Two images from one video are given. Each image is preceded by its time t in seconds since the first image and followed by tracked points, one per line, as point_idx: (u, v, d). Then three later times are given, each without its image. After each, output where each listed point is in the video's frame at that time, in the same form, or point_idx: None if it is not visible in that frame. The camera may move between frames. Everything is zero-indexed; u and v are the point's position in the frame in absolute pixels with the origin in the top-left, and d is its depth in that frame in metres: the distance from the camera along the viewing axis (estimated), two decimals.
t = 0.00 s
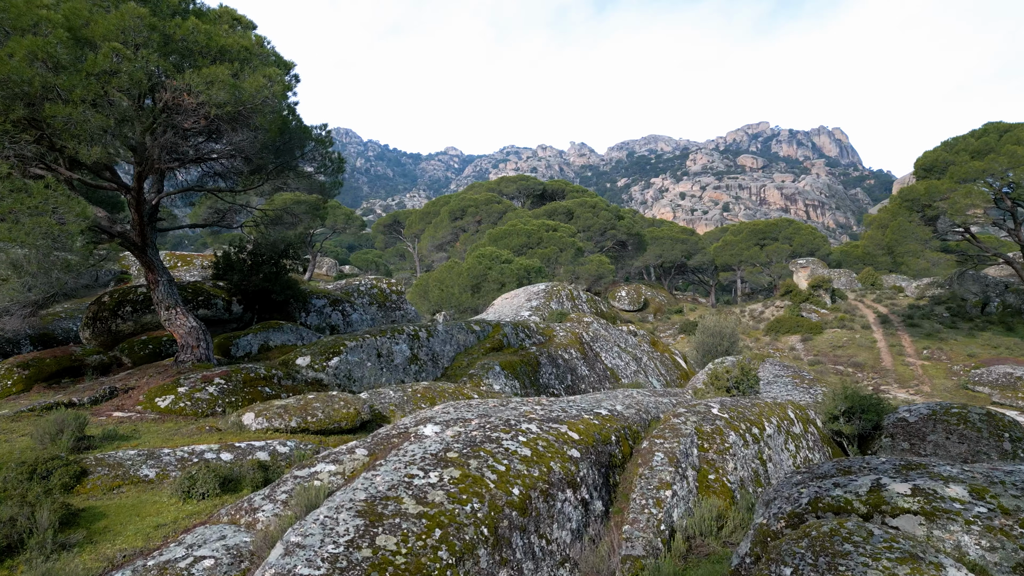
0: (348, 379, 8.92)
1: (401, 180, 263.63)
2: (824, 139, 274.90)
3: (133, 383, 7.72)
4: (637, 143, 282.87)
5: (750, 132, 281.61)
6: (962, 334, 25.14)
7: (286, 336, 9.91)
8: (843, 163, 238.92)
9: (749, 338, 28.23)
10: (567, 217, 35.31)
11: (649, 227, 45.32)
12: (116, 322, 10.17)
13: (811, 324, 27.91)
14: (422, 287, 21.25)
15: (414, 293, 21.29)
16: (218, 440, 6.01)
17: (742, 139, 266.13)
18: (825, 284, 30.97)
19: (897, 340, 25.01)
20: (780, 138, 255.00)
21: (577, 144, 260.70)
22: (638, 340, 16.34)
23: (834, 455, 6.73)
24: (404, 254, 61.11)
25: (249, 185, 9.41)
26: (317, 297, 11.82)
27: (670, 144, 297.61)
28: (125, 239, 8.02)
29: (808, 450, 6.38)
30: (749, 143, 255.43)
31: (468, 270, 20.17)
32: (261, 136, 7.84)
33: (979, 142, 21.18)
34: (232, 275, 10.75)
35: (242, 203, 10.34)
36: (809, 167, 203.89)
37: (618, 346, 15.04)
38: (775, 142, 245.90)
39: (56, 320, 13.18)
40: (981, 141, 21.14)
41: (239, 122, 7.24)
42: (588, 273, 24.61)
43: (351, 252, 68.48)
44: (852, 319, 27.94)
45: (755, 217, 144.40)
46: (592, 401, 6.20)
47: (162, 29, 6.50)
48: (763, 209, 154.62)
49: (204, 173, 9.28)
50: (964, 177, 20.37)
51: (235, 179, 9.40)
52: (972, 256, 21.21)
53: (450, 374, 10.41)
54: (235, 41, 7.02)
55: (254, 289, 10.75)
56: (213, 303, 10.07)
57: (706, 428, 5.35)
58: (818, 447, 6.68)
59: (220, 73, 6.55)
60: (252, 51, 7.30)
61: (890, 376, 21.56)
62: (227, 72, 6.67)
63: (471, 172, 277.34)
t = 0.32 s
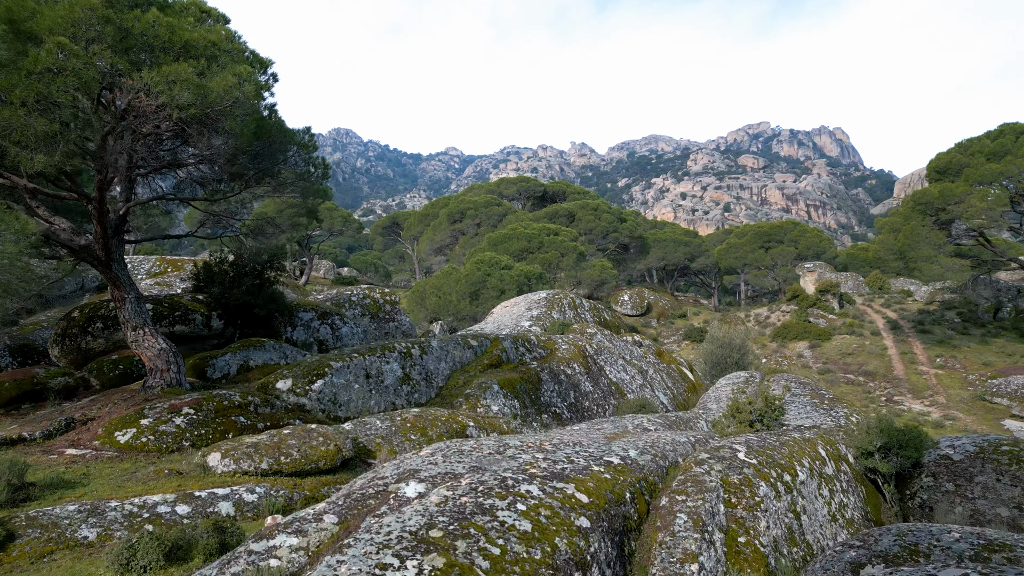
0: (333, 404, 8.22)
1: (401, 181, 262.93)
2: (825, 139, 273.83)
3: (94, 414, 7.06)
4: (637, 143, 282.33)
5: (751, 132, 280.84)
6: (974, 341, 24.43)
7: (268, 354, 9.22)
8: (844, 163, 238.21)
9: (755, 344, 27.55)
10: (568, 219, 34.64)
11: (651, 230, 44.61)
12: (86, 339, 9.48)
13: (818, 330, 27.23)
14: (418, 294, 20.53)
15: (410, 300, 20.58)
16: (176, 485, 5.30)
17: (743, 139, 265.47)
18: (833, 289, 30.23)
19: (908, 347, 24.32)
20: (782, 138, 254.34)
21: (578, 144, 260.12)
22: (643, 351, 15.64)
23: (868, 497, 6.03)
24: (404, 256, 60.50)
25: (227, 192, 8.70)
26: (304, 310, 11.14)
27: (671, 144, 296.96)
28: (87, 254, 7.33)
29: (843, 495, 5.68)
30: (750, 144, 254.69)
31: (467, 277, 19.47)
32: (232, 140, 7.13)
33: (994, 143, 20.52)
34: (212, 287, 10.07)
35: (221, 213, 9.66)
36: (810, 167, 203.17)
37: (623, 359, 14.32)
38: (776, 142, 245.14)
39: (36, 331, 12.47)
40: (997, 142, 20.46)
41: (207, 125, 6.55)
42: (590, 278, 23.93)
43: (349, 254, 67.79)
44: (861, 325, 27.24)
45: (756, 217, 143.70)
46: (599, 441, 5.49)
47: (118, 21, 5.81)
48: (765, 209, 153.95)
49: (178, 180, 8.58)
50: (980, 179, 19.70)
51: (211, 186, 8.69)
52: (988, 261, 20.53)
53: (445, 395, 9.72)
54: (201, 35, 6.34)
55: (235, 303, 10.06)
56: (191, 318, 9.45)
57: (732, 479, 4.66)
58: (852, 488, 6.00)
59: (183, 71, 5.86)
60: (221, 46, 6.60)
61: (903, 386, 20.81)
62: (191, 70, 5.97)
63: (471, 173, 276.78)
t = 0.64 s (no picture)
0: (310, 443, 7.40)
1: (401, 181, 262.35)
2: (827, 139, 272.72)
3: (36, 461, 6.24)
4: (637, 144, 281.59)
5: (752, 133, 279.83)
6: (990, 350, 23.59)
7: (241, 384, 8.41)
8: (845, 164, 237.66)
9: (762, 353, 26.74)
10: (570, 223, 33.87)
11: (654, 234, 43.86)
12: (44, 366, 8.66)
13: (828, 338, 26.42)
14: (414, 304, 19.68)
15: (405, 310, 19.72)
16: (111, 563, 4.44)
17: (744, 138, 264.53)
18: (842, 296, 29.39)
19: (922, 357, 23.50)
20: (783, 138, 254.00)
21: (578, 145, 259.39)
22: (650, 369, 14.81)
23: (920, 562, 5.18)
24: (403, 258, 59.78)
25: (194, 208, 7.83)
26: (287, 330, 10.30)
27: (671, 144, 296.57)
28: (31, 280, 6.53)
29: (896, 569, 4.85)
30: (751, 144, 254.11)
31: (465, 287, 18.61)
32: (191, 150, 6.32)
33: (1014, 147, 19.70)
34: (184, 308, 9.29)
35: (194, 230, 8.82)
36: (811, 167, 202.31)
37: (629, 378, 13.49)
38: (777, 143, 244.29)
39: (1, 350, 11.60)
40: (1018, 146, 19.64)
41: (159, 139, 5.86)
42: (593, 286, 23.10)
43: (347, 257, 67.09)
44: (872, 334, 26.42)
45: (757, 218, 143.07)
46: (610, 509, 4.63)
47: (50, 17, 5.17)
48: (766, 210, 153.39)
49: (138, 198, 7.75)
50: (1000, 184, 18.88)
51: (174, 202, 7.88)
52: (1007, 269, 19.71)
53: (437, 427, 8.88)
54: (148, 33, 5.72)
55: (209, 326, 9.29)
56: (160, 343, 8.74)
57: (776, 569, 3.80)
58: (903, 556, 5.17)
59: (127, 75, 5.22)
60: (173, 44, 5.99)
61: (919, 400, 19.96)
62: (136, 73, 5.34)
63: (471, 173, 276.17)
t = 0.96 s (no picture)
0: (279, 498, 6.50)
1: (401, 182, 261.53)
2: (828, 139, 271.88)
3: None
4: (638, 144, 280.78)
5: (753, 133, 279.12)
6: (1009, 362, 22.66)
7: (204, 426, 7.46)
8: (846, 163, 236.94)
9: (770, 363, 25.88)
10: (571, 229, 33.03)
11: (657, 238, 43.00)
12: None
13: (838, 349, 25.55)
14: (408, 316, 18.78)
15: (399, 323, 18.80)
16: None
17: (745, 139, 263.79)
18: (852, 304, 28.44)
19: (938, 370, 22.61)
20: (784, 138, 253.18)
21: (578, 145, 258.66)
22: (658, 390, 13.90)
23: None
24: (402, 261, 59.11)
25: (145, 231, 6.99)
26: (262, 357, 9.43)
27: (672, 144, 295.77)
28: None
29: None
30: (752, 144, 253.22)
31: (461, 299, 17.71)
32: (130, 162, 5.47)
33: None
34: (145, 337, 8.45)
35: (151, 253, 8.01)
36: (813, 168, 201.42)
37: (635, 402, 12.57)
38: (779, 143, 243.29)
39: None
40: None
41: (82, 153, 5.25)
42: (595, 297, 22.21)
43: (346, 259, 66.42)
44: (884, 345, 25.51)
45: (757, 219, 142.44)
46: None
47: None
48: (766, 211, 152.70)
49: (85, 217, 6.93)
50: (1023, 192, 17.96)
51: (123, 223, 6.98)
52: None
53: (426, 472, 7.96)
54: (63, 31, 5.11)
55: (173, 357, 8.44)
56: (117, 376, 7.93)
57: None
58: None
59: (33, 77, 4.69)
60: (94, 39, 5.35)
61: (937, 418, 19.03)
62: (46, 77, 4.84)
63: (471, 173, 275.48)
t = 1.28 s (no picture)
0: None
1: (401, 182, 260.55)
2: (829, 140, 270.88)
3: None
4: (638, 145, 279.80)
5: (755, 134, 278.14)
6: None
7: (154, 488, 6.52)
8: (847, 164, 236.00)
9: (779, 377, 24.98)
10: (572, 235, 32.12)
11: (660, 244, 42.02)
12: None
13: (850, 362, 24.62)
14: (402, 333, 17.86)
15: (393, 340, 17.85)
16: None
17: (746, 139, 262.84)
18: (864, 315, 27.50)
19: (955, 387, 21.68)
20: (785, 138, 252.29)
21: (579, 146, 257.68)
22: (668, 420, 12.94)
23: None
24: (400, 266, 58.19)
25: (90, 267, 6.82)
26: (233, 397, 8.49)
27: (672, 144, 294.84)
28: None
29: None
30: (753, 145, 252.31)
31: (458, 315, 16.80)
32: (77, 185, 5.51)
33: None
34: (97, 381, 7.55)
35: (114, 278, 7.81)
36: (814, 169, 200.54)
37: (644, 434, 11.63)
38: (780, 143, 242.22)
39: None
40: None
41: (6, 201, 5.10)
42: (598, 310, 21.31)
43: (344, 263, 65.53)
44: (898, 358, 24.58)
45: (759, 220, 141.42)
46: None
47: None
48: (768, 212, 151.78)
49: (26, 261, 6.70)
50: None
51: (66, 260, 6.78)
52: None
53: (412, 534, 7.00)
54: None
55: (128, 401, 7.54)
56: (64, 426, 6.97)
57: None
58: None
59: None
60: None
61: (959, 439, 18.09)
62: None
63: (471, 174, 274.48)
